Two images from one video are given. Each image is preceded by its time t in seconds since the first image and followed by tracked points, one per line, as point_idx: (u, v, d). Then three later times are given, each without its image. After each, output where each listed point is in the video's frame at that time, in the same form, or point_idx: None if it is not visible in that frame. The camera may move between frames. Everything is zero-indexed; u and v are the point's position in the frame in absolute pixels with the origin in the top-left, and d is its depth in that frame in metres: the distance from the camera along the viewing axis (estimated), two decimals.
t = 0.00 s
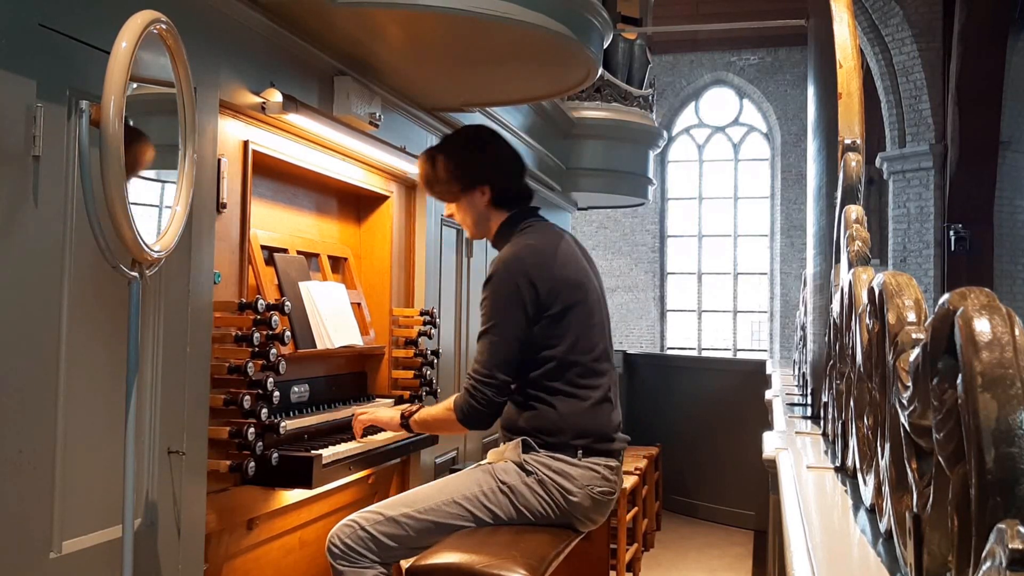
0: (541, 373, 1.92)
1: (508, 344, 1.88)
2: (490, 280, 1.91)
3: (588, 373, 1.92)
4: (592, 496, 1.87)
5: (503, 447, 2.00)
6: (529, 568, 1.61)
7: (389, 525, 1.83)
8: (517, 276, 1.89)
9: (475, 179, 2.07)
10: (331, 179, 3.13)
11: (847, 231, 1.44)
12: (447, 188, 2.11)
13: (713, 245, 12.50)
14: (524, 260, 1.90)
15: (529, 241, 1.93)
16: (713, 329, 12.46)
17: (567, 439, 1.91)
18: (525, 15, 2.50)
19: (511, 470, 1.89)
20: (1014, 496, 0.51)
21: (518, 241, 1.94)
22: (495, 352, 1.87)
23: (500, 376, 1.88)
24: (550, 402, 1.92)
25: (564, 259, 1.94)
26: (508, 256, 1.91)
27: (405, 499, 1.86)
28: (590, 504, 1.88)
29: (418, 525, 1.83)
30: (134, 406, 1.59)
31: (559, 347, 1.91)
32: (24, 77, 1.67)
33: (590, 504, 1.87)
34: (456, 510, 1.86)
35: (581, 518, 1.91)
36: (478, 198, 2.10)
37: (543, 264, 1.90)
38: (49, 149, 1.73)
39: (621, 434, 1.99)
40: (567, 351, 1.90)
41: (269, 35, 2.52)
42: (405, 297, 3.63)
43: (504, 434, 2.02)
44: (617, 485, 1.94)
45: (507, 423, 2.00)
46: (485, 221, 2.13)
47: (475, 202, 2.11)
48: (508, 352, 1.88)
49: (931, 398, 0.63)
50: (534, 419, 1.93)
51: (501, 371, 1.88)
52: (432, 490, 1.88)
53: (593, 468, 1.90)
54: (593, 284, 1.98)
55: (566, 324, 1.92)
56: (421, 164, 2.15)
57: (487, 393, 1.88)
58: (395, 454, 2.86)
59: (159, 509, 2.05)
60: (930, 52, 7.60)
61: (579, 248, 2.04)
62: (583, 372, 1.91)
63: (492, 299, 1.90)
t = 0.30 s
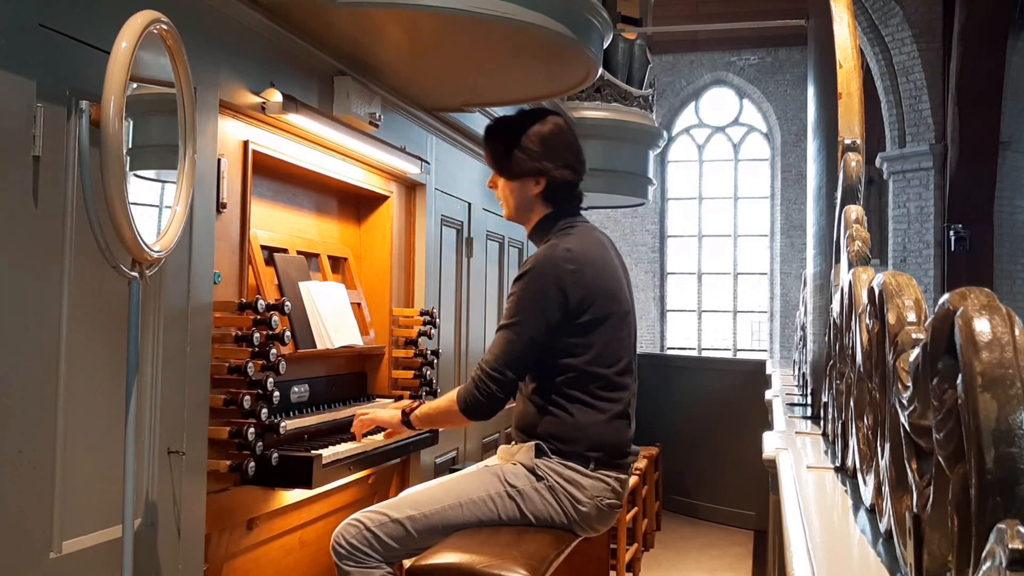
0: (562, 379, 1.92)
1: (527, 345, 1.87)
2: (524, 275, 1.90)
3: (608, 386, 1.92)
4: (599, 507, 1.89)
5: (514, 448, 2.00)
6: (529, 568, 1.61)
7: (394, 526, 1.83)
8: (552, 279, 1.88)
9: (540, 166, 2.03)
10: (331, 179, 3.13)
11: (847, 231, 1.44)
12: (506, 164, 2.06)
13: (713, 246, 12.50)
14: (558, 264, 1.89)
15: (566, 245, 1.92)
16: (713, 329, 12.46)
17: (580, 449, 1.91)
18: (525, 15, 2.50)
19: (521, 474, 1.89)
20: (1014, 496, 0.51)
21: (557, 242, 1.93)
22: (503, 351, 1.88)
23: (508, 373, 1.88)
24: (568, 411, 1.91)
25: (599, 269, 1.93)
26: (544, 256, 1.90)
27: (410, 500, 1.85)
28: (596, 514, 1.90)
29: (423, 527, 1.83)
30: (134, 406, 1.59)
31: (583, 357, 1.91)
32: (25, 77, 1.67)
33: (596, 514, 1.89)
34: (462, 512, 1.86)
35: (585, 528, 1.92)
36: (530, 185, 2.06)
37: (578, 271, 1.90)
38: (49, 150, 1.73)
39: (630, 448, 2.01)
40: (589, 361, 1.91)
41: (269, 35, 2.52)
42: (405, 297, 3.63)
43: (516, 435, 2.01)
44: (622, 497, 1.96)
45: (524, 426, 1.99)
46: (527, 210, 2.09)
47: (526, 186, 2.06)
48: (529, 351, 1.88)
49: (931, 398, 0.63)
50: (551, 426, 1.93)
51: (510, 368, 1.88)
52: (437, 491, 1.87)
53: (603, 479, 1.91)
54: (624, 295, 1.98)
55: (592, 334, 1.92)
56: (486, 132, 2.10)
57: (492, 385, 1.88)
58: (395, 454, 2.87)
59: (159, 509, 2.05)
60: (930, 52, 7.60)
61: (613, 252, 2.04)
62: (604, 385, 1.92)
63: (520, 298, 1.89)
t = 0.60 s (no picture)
0: (572, 382, 1.92)
1: (537, 345, 1.87)
2: (542, 273, 1.89)
3: (617, 392, 1.93)
4: (603, 510, 1.89)
5: (520, 448, 2.00)
6: (529, 568, 1.61)
7: (396, 523, 1.83)
8: (570, 283, 1.88)
9: (576, 165, 2.03)
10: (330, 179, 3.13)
11: (847, 231, 1.44)
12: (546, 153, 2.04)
13: (713, 245, 12.50)
14: (576, 269, 1.89)
15: (585, 248, 1.94)
16: (713, 329, 12.46)
17: (587, 453, 1.91)
18: (525, 15, 2.50)
19: (525, 475, 1.89)
20: (1014, 497, 0.51)
21: (577, 245, 1.94)
22: (507, 349, 1.87)
23: (511, 366, 1.87)
24: (577, 415, 1.92)
25: (614, 277, 1.94)
26: (563, 258, 1.90)
27: (413, 497, 1.85)
28: (599, 518, 1.89)
29: (425, 525, 1.82)
30: (134, 406, 1.58)
31: (594, 362, 1.92)
32: (25, 77, 1.67)
33: (599, 517, 1.89)
34: (465, 511, 1.85)
35: (587, 531, 1.92)
36: (562, 180, 2.06)
37: (595, 279, 1.91)
38: (49, 149, 1.73)
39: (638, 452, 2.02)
40: (598, 367, 1.92)
41: (269, 35, 2.52)
42: (405, 297, 3.63)
43: (522, 436, 2.02)
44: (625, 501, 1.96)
45: (533, 428, 1.99)
46: (551, 204, 2.09)
47: (555, 182, 2.06)
48: (540, 352, 1.88)
49: (931, 398, 0.63)
50: (559, 429, 1.93)
51: (511, 364, 1.87)
52: (442, 490, 1.87)
53: (609, 483, 1.91)
54: (636, 301, 2.00)
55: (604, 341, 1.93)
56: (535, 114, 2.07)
57: (490, 377, 1.89)
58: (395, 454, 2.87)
59: (159, 509, 2.05)
60: (930, 52, 7.60)
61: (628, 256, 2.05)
62: (613, 390, 1.93)
63: (534, 298, 1.88)
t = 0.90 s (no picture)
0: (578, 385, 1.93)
1: (540, 348, 1.87)
2: (547, 277, 1.88)
3: (623, 394, 1.94)
4: (606, 512, 1.90)
5: (523, 446, 1.99)
6: (529, 569, 1.61)
7: (398, 522, 1.83)
8: (576, 287, 1.88)
9: (574, 164, 2.03)
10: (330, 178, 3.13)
11: (847, 231, 1.44)
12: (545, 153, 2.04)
13: (713, 246, 12.50)
14: (580, 272, 1.89)
15: (589, 251, 1.93)
16: (713, 329, 12.46)
17: (595, 455, 1.91)
18: (525, 15, 2.50)
19: (528, 476, 1.88)
20: (1014, 496, 0.51)
21: (580, 248, 1.93)
22: (510, 352, 1.87)
23: (513, 368, 1.87)
24: (584, 417, 1.92)
25: (617, 277, 1.94)
26: (568, 262, 1.89)
27: (415, 497, 1.85)
28: (601, 519, 1.91)
29: (426, 524, 1.82)
30: (134, 407, 1.58)
31: (598, 364, 1.92)
32: (25, 77, 1.67)
33: (601, 518, 1.90)
34: (466, 511, 1.85)
35: (587, 531, 1.92)
36: (561, 180, 2.06)
37: (599, 280, 1.90)
38: (49, 149, 1.73)
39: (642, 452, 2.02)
40: (603, 369, 1.92)
41: (269, 35, 2.51)
42: (405, 297, 3.63)
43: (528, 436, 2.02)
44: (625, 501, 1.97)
45: (538, 428, 1.99)
46: (552, 205, 2.09)
47: (555, 182, 2.06)
48: (544, 355, 1.88)
49: (932, 398, 0.62)
50: (566, 430, 1.94)
51: (512, 367, 1.87)
52: (442, 488, 1.86)
53: (613, 484, 1.92)
54: (641, 302, 2.00)
55: (609, 343, 1.93)
56: (532, 117, 2.07)
57: (494, 380, 1.89)
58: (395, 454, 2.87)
59: (159, 509, 2.05)
60: (930, 52, 7.60)
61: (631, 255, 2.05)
62: (619, 392, 1.93)
63: (538, 300, 1.88)
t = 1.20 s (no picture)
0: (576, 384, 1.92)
1: (541, 347, 1.87)
2: (543, 277, 1.89)
3: (623, 392, 1.93)
4: (604, 511, 1.89)
5: (521, 446, 1.99)
6: (529, 568, 1.61)
7: (397, 523, 1.83)
8: (572, 286, 1.88)
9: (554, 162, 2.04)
10: (330, 178, 3.13)
11: (847, 231, 1.44)
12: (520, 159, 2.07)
13: (713, 245, 12.50)
14: (576, 270, 1.89)
15: (584, 249, 1.93)
16: (713, 329, 12.46)
17: (592, 454, 1.90)
18: (525, 15, 2.50)
19: (525, 474, 1.89)
20: (1014, 496, 0.51)
21: (573, 247, 1.94)
22: (510, 355, 1.87)
23: (514, 372, 1.87)
24: (581, 416, 1.92)
25: (614, 273, 1.94)
26: (563, 262, 1.90)
27: (413, 497, 1.85)
28: (600, 518, 1.90)
29: (425, 524, 1.82)
30: (134, 407, 1.58)
31: (598, 363, 1.92)
32: (25, 77, 1.67)
33: (600, 518, 1.90)
34: (464, 510, 1.86)
35: (587, 531, 1.92)
36: (546, 181, 2.07)
37: (595, 277, 1.91)
38: (49, 149, 1.73)
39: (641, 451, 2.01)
40: (604, 368, 1.92)
41: (270, 35, 2.51)
42: (405, 297, 3.63)
43: (526, 434, 2.01)
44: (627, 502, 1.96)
45: (537, 426, 1.99)
46: (544, 208, 2.10)
47: (541, 184, 2.07)
48: (544, 353, 1.88)
49: (932, 398, 0.62)
50: (563, 429, 1.93)
51: (514, 371, 1.87)
52: (440, 489, 1.87)
53: (611, 483, 1.91)
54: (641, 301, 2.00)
55: (607, 341, 1.93)
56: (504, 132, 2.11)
57: (495, 387, 1.89)
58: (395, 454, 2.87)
59: (159, 509, 2.05)
60: (930, 52, 7.60)
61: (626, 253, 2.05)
62: (619, 390, 1.93)
63: (539, 300, 1.88)
